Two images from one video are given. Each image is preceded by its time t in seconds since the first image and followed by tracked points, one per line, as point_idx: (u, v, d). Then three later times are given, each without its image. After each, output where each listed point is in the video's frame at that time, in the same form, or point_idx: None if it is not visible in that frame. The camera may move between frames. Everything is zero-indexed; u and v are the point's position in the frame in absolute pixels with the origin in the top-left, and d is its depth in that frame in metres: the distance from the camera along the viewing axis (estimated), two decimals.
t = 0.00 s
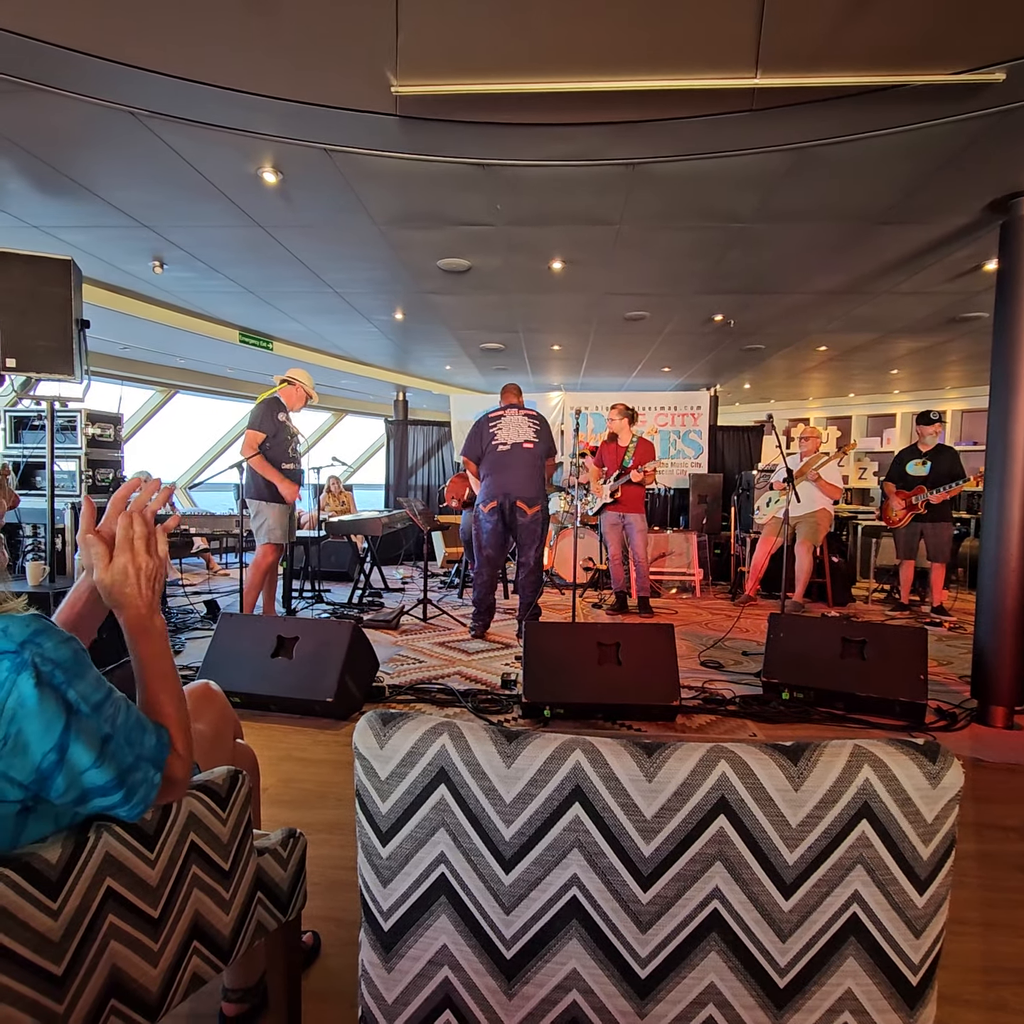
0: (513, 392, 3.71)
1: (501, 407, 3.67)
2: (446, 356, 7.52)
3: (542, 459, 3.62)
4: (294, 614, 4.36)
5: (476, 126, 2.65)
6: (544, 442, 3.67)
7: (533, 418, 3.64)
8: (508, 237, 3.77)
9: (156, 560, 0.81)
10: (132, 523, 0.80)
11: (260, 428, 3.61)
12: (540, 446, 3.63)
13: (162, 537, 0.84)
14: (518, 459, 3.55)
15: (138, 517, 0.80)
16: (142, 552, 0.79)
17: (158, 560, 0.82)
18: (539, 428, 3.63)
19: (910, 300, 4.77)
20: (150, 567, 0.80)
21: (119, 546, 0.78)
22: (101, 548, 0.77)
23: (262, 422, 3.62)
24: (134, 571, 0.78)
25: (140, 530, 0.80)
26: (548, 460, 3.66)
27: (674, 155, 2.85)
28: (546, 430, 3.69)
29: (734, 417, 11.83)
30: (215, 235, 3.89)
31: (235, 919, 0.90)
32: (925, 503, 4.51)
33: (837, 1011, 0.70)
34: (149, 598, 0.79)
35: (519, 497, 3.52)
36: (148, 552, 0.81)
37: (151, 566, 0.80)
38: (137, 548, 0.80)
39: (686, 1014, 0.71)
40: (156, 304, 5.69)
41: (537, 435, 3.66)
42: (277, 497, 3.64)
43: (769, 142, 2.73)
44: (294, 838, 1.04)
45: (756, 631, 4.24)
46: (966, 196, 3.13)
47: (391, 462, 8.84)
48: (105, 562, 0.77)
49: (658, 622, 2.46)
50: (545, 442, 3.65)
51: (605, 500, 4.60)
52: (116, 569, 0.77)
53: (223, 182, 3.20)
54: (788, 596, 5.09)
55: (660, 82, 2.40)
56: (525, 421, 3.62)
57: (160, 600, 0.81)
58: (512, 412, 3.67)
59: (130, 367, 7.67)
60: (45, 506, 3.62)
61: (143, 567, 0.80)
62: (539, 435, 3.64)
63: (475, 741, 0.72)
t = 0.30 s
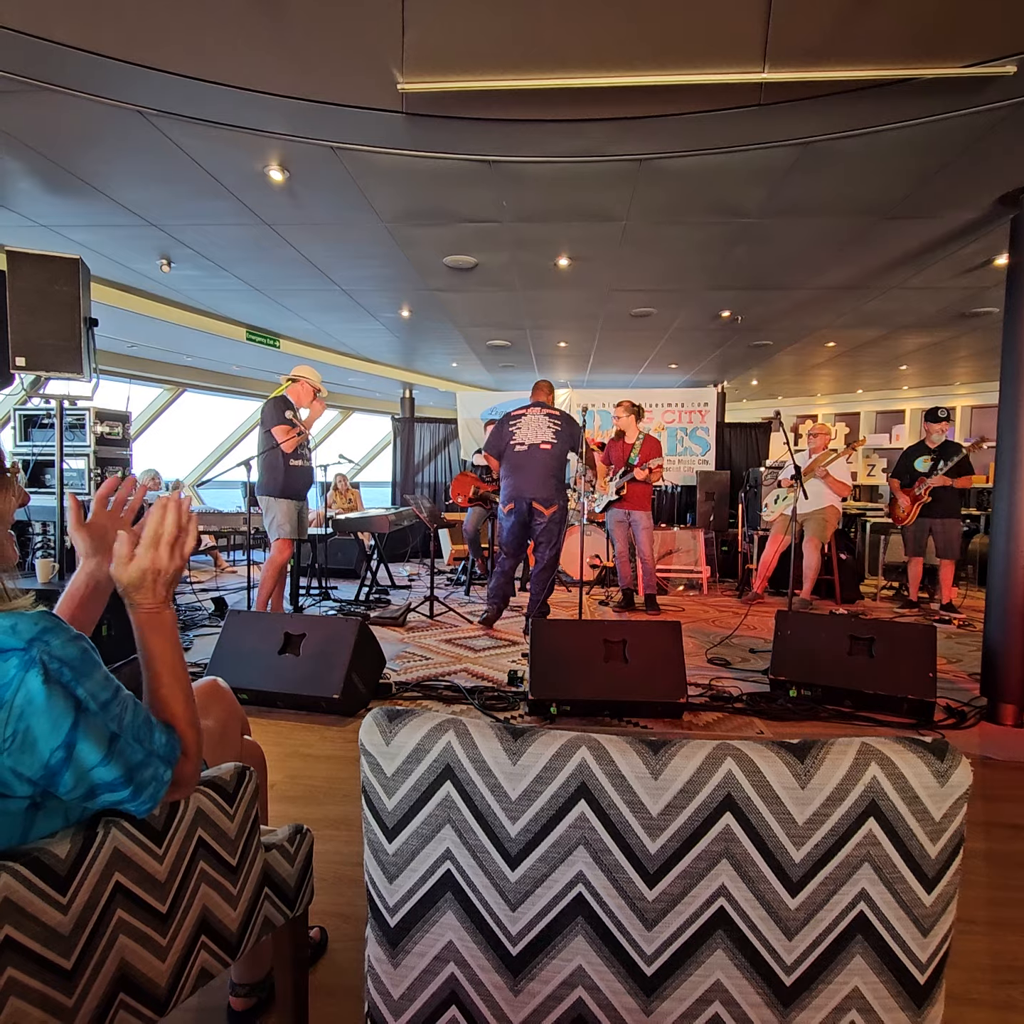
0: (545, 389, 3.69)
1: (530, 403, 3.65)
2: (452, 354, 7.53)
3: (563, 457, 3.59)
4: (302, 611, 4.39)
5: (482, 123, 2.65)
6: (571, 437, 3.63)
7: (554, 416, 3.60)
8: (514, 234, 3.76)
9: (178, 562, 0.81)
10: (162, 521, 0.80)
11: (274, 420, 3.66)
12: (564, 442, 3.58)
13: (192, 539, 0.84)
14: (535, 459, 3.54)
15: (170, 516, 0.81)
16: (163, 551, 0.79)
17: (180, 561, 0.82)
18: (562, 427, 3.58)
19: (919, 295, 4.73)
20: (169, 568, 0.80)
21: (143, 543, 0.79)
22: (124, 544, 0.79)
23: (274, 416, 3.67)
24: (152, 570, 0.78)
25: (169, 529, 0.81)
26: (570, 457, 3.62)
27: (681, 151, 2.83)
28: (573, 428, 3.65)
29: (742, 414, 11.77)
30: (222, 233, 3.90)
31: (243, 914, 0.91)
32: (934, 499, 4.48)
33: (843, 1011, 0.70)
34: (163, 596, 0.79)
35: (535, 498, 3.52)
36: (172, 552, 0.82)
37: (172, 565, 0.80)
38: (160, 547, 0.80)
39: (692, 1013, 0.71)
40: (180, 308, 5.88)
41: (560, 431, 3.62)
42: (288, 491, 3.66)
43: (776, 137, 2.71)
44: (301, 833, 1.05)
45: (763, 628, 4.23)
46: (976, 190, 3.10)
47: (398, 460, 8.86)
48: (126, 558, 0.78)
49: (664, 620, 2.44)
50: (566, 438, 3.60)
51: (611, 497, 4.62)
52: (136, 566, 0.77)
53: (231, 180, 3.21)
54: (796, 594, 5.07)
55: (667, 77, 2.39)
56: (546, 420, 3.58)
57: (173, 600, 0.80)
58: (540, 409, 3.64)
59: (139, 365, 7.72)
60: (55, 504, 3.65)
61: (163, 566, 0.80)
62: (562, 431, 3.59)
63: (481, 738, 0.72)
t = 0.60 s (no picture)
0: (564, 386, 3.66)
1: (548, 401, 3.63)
2: (456, 351, 7.51)
3: (573, 454, 3.56)
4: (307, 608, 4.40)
5: (485, 119, 2.64)
6: (583, 434, 3.59)
7: (566, 415, 3.56)
8: (519, 230, 3.75)
9: (172, 555, 0.81)
10: (146, 519, 0.80)
11: (286, 414, 3.69)
12: (573, 439, 3.55)
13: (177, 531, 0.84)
14: (541, 458, 3.54)
15: (152, 513, 0.81)
16: (157, 546, 0.80)
17: (173, 554, 0.82)
18: (572, 425, 3.55)
19: (927, 290, 4.70)
20: (166, 562, 0.80)
21: (135, 541, 0.79)
22: (117, 543, 0.78)
23: (286, 409, 3.70)
24: (152, 565, 0.79)
25: (155, 525, 0.81)
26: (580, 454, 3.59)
27: (686, 146, 2.82)
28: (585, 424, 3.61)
29: (748, 410, 11.72)
30: (226, 230, 3.90)
31: (248, 913, 0.90)
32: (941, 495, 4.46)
33: (853, 1012, 0.69)
34: (167, 591, 0.79)
35: (539, 495, 3.53)
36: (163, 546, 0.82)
37: (168, 560, 0.81)
38: (153, 543, 0.80)
39: (700, 1014, 0.71)
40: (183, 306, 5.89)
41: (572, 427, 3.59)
42: (295, 489, 3.67)
43: (782, 131, 2.69)
44: (307, 832, 1.05)
45: (769, 626, 4.21)
46: (984, 184, 3.07)
47: (403, 457, 8.86)
48: (123, 556, 0.78)
49: (671, 619, 2.43)
50: (576, 437, 3.56)
51: (618, 494, 4.59)
52: (133, 565, 0.77)
53: (235, 178, 3.21)
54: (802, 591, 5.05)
55: (671, 72, 2.37)
56: (559, 420, 3.55)
57: (177, 594, 0.81)
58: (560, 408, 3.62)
59: (144, 363, 7.73)
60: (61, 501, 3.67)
61: (160, 561, 0.80)
62: (574, 428, 3.57)
63: (488, 737, 0.72)
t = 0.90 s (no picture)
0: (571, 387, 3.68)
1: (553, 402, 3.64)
2: (458, 348, 7.51)
3: (577, 453, 3.53)
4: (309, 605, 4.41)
5: (487, 115, 2.63)
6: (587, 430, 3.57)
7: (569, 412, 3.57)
8: (521, 227, 3.74)
9: (181, 560, 0.80)
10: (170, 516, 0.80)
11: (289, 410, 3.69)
12: (576, 435, 3.54)
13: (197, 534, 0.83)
14: (543, 453, 3.55)
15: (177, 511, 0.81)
16: (172, 547, 0.79)
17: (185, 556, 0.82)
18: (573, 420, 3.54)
19: (930, 286, 4.68)
20: (177, 563, 0.80)
21: (151, 539, 0.78)
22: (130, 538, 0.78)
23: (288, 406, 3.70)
24: (163, 567, 0.78)
25: (178, 526, 0.80)
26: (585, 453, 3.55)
27: (688, 141, 2.81)
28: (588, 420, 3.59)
29: (750, 407, 11.71)
30: (227, 228, 3.90)
31: (251, 908, 0.91)
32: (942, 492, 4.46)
33: (854, 1008, 0.70)
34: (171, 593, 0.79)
35: (541, 490, 3.53)
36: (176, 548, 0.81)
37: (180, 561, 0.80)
38: (168, 543, 0.80)
39: (701, 1009, 0.71)
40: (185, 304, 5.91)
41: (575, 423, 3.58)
42: (299, 485, 3.67)
43: (784, 126, 2.68)
44: (309, 828, 1.05)
45: (771, 623, 4.21)
46: (988, 179, 3.06)
47: (404, 454, 8.86)
48: (131, 553, 0.77)
49: (673, 615, 2.44)
50: (580, 433, 3.55)
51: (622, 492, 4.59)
52: (138, 564, 0.76)
53: (236, 174, 3.20)
54: (804, 588, 5.05)
55: (673, 66, 2.36)
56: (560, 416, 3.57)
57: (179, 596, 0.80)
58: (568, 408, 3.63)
59: (145, 361, 7.74)
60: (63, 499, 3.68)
61: (170, 563, 0.79)
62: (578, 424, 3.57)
63: (489, 733, 0.72)
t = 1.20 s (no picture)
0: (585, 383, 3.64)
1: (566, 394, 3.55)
2: (456, 344, 7.50)
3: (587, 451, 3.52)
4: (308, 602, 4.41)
5: (485, 110, 2.62)
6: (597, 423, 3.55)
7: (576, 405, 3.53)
8: (519, 222, 3.74)
9: (173, 544, 0.81)
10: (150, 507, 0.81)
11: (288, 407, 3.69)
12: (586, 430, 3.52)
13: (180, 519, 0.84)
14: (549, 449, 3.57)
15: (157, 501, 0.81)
16: (160, 535, 0.80)
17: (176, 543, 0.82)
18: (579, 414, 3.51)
19: (929, 281, 4.67)
20: (168, 551, 0.81)
21: (138, 530, 0.79)
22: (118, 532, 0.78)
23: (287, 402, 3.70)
24: (153, 555, 0.79)
25: (159, 514, 0.81)
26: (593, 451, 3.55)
27: (687, 137, 2.80)
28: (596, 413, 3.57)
29: (749, 403, 11.71)
30: (225, 224, 3.89)
31: (250, 903, 0.91)
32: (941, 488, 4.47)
33: (851, 1000, 0.70)
34: (167, 582, 0.80)
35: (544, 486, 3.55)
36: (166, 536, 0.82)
37: (170, 550, 0.81)
38: (155, 531, 0.80)
39: (699, 1001, 0.71)
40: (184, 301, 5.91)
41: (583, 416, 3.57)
42: (300, 482, 3.66)
43: (783, 121, 2.68)
44: (308, 823, 1.06)
45: (770, 619, 4.21)
46: (987, 174, 3.05)
47: (403, 451, 8.86)
48: (124, 545, 0.78)
49: (672, 611, 2.44)
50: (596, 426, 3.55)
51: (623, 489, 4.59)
52: (135, 554, 0.77)
53: (233, 170, 3.19)
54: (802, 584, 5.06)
55: (672, 61, 2.36)
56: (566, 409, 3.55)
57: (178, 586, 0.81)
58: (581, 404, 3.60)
59: (143, 358, 7.73)
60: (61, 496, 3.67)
61: (161, 551, 0.80)
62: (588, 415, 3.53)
63: (486, 727, 0.72)
